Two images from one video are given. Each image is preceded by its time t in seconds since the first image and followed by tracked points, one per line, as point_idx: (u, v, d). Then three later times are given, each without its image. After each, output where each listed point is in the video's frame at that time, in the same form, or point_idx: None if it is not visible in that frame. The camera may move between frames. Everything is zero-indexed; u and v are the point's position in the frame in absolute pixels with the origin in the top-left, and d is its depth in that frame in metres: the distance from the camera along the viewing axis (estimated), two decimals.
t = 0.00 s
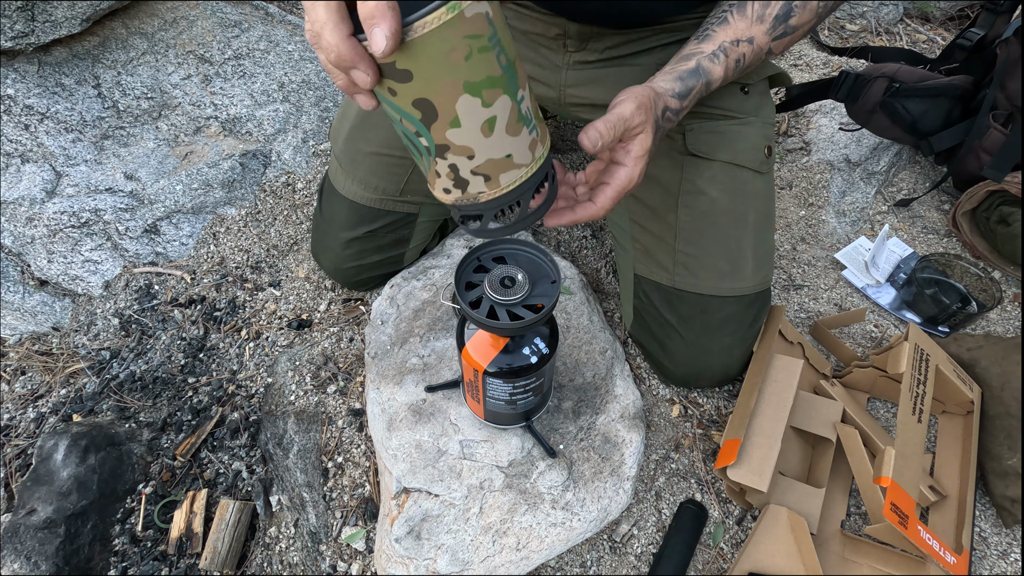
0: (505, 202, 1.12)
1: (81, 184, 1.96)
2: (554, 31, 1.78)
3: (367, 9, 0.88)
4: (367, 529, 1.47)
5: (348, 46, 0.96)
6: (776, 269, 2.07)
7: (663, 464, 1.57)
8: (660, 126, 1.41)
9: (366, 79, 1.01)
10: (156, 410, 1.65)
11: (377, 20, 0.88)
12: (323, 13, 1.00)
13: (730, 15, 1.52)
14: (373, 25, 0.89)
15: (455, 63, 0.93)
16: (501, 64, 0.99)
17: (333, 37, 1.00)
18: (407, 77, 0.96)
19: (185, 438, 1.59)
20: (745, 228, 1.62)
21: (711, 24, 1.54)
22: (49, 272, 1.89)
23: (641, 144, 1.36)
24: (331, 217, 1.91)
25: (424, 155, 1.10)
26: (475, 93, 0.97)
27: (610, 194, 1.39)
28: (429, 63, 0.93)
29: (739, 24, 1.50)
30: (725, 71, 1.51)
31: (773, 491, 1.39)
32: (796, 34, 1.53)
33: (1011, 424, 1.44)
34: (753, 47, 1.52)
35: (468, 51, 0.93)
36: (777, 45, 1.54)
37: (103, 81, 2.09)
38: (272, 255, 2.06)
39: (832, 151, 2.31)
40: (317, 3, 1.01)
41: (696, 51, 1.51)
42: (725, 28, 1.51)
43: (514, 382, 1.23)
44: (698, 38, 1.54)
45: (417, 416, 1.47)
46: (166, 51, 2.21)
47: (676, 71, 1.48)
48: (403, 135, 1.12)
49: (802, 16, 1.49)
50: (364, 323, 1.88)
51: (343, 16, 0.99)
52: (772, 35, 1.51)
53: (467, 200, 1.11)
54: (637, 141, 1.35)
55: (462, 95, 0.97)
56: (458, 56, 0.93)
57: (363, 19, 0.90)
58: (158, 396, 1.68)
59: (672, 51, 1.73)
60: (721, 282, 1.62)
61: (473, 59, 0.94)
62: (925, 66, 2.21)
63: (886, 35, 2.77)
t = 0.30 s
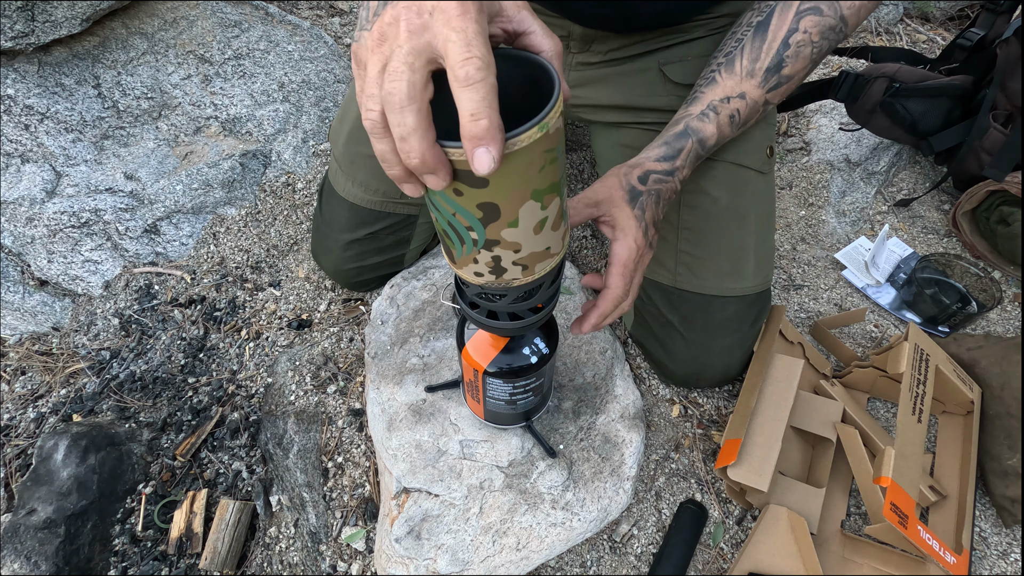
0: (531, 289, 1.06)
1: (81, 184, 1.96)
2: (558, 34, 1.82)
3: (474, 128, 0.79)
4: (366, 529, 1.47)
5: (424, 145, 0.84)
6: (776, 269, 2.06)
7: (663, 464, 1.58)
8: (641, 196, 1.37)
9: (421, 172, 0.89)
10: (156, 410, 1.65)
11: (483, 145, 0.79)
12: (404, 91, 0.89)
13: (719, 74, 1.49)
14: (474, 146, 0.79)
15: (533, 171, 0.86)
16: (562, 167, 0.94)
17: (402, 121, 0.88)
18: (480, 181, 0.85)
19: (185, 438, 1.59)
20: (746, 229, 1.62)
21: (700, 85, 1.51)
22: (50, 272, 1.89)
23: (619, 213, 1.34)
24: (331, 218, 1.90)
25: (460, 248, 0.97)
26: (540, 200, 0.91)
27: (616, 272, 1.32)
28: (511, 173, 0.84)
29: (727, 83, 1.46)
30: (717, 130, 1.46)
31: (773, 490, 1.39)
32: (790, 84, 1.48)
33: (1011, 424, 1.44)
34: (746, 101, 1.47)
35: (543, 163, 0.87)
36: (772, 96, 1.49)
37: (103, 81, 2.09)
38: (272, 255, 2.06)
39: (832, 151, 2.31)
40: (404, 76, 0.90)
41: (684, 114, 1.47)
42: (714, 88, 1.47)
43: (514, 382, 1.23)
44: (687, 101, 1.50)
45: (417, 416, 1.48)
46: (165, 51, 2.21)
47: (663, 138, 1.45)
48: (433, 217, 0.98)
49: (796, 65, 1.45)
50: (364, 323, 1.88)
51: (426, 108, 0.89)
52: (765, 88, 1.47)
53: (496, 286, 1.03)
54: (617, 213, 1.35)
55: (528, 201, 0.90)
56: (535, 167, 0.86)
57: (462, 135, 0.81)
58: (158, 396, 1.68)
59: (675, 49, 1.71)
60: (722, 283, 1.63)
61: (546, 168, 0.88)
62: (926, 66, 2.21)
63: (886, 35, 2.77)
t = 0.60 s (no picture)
0: (527, 305, 1.08)
1: (81, 184, 1.96)
2: (553, 36, 1.83)
3: (492, 162, 0.79)
4: (367, 529, 1.48)
5: (442, 177, 0.82)
6: (776, 269, 2.06)
7: (663, 464, 1.58)
8: (599, 241, 1.34)
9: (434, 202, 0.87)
10: (156, 410, 1.65)
11: (500, 180, 0.79)
12: (424, 122, 0.85)
13: (685, 133, 1.43)
14: (491, 180, 0.80)
15: (545, 197, 0.87)
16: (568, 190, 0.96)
17: (420, 153, 0.85)
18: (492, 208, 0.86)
19: (185, 438, 1.59)
20: (742, 230, 1.62)
21: (668, 143, 1.46)
22: (50, 272, 1.89)
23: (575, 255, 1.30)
24: (329, 217, 1.90)
25: (464, 266, 0.98)
26: (547, 224, 0.93)
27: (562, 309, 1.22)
28: (524, 200, 0.85)
29: (692, 142, 1.40)
30: (680, 189, 1.39)
31: (773, 490, 1.39)
32: (761, 142, 1.39)
33: (1011, 424, 1.44)
34: (714, 160, 1.39)
35: (554, 190, 0.88)
36: (744, 155, 1.40)
37: (103, 81, 2.09)
38: (272, 255, 2.06)
39: (832, 151, 2.31)
40: (425, 107, 0.86)
41: (650, 171, 1.44)
42: (678, 147, 1.42)
43: (515, 382, 1.24)
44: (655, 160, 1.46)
45: (417, 416, 1.48)
46: (166, 51, 2.21)
47: (625, 196, 1.42)
48: (438, 234, 0.98)
49: (765, 123, 1.36)
50: (364, 323, 1.88)
51: (446, 140, 0.85)
52: (734, 146, 1.38)
53: (496, 301, 1.05)
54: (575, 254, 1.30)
55: (536, 226, 0.91)
56: (546, 194, 0.87)
57: (478, 170, 0.80)
58: (158, 396, 1.68)
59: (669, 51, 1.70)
60: (719, 284, 1.63)
61: (555, 195, 0.89)
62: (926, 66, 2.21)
63: (886, 35, 2.77)
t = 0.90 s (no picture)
0: (530, 306, 1.08)
1: (81, 184, 1.96)
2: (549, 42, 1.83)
3: (511, 170, 0.80)
4: (367, 529, 1.48)
5: (462, 187, 0.82)
6: (776, 269, 2.06)
7: (663, 464, 1.58)
8: (577, 268, 1.37)
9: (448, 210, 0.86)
10: (156, 410, 1.65)
11: (519, 187, 0.80)
12: (445, 132, 0.83)
13: (661, 170, 1.45)
14: (509, 187, 0.80)
15: (556, 198, 0.88)
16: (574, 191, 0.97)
17: (438, 163, 0.83)
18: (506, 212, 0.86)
19: (185, 438, 1.59)
20: (738, 231, 1.62)
21: (642, 177, 1.48)
22: (50, 272, 1.89)
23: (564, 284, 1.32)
24: (328, 217, 1.90)
25: (472, 270, 0.98)
26: (556, 226, 0.93)
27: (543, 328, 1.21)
28: (537, 203, 0.86)
29: (669, 181, 1.43)
30: (656, 226, 1.43)
31: (772, 490, 1.39)
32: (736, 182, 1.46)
33: (1011, 424, 1.44)
34: (690, 200, 1.44)
35: (563, 191, 0.89)
36: (717, 194, 1.46)
37: (103, 81, 2.09)
38: (272, 255, 2.06)
39: (832, 151, 2.31)
40: (444, 117, 0.84)
41: (626, 205, 1.45)
42: (655, 184, 1.44)
43: (515, 381, 1.25)
44: (630, 193, 1.48)
45: (417, 416, 1.48)
46: (166, 51, 2.21)
47: (601, 228, 1.45)
48: (444, 239, 0.97)
49: (739, 169, 1.42)
50: (364, 323, 1.88)
51: (465, 150, 0.84)
52: (709, 188, 1.43)
53: (502, 304, 1.04)
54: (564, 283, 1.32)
55: (545, 227, 0.92)
56: (556, 197, 0.88)
57: (496, 179, 0.81)
58: (158, 396, 1.68)
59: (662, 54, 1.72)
60: (716, 285, 1.63)
61: (565, 197, 0.91)
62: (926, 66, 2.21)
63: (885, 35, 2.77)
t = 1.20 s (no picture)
0: (535, 306, 1.09)
1: (81, 184, 1.96)
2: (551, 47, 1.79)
3: (542, 169, 0.82)
4: (366, 529, 1.48)
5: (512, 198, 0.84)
6: (776, 269, 2.06)
7: (663, 464, 1.58)
8: (578, 275, 1.36)
9: (490, 219, 0.87)
10: (156, 410, 1.65)
11: (547, 184, 0.83)
12: (494, 143, 0.82)
13: (668, 186, 1.46)
14: (537, 184, 0.83)
15: (568, 192, 0.90)
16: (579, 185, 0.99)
17: (489, 177, 0.83)
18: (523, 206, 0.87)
19: (185, 438, 1.59)
20: (738, 232, 1.62)
21: (648, 190, 1.48)
22: (50, 272, 1.89)
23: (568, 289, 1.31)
24: (329, 221, 1.90)
25: (485, 271, 0.98)
26: (567, 218, 0.95)
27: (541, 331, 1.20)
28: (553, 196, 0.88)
29: (677, 199, 1.45)
30: (659, 240, 1.44)
31: (772, 490, 1.39)
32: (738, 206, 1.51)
33: (1011, 424, 1.44)
34: (696, 218, 1.47)
35: (576, 183, 0.91)
36: (720, 214, 1.51)
37: (103, 81, 2.09)
38: (272, 255, 2.06)
39: (833, 151, 2.31)
40: (489, 129, 0.84)
41: (629, 217, 1.45)
42: (663, 200, 1.45)
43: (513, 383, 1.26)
44: (633, 204, 1.47)
45: (417, 416, 1.48)
46: (165, 51, 2.21)
47: (602, 237, 1.44)
48: (456, 243, 0.97)
49: (744, 194, 1.47)
50: (364, 323, 1.89)
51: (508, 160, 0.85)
52: (714, 209, 1.48)
53: (513, 304, 1.05)
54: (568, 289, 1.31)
55: (558, 220, 0.93)
56: (569, 187, 0.90)
57: (525, 176, 0.83)
58: (158, 396, 1.68)
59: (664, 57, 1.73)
60: (717, 285, 1.63)
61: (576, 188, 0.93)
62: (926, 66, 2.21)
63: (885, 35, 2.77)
